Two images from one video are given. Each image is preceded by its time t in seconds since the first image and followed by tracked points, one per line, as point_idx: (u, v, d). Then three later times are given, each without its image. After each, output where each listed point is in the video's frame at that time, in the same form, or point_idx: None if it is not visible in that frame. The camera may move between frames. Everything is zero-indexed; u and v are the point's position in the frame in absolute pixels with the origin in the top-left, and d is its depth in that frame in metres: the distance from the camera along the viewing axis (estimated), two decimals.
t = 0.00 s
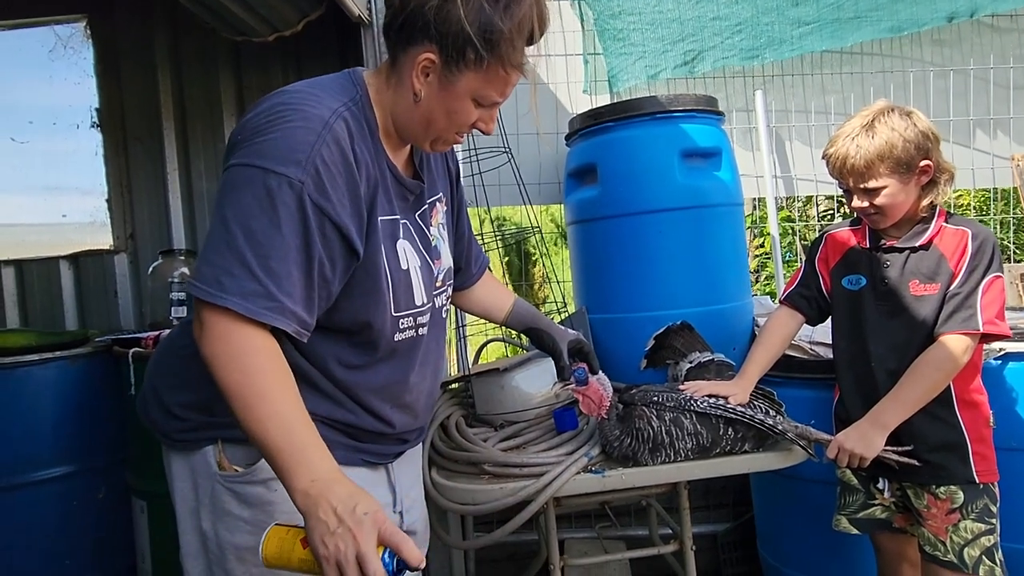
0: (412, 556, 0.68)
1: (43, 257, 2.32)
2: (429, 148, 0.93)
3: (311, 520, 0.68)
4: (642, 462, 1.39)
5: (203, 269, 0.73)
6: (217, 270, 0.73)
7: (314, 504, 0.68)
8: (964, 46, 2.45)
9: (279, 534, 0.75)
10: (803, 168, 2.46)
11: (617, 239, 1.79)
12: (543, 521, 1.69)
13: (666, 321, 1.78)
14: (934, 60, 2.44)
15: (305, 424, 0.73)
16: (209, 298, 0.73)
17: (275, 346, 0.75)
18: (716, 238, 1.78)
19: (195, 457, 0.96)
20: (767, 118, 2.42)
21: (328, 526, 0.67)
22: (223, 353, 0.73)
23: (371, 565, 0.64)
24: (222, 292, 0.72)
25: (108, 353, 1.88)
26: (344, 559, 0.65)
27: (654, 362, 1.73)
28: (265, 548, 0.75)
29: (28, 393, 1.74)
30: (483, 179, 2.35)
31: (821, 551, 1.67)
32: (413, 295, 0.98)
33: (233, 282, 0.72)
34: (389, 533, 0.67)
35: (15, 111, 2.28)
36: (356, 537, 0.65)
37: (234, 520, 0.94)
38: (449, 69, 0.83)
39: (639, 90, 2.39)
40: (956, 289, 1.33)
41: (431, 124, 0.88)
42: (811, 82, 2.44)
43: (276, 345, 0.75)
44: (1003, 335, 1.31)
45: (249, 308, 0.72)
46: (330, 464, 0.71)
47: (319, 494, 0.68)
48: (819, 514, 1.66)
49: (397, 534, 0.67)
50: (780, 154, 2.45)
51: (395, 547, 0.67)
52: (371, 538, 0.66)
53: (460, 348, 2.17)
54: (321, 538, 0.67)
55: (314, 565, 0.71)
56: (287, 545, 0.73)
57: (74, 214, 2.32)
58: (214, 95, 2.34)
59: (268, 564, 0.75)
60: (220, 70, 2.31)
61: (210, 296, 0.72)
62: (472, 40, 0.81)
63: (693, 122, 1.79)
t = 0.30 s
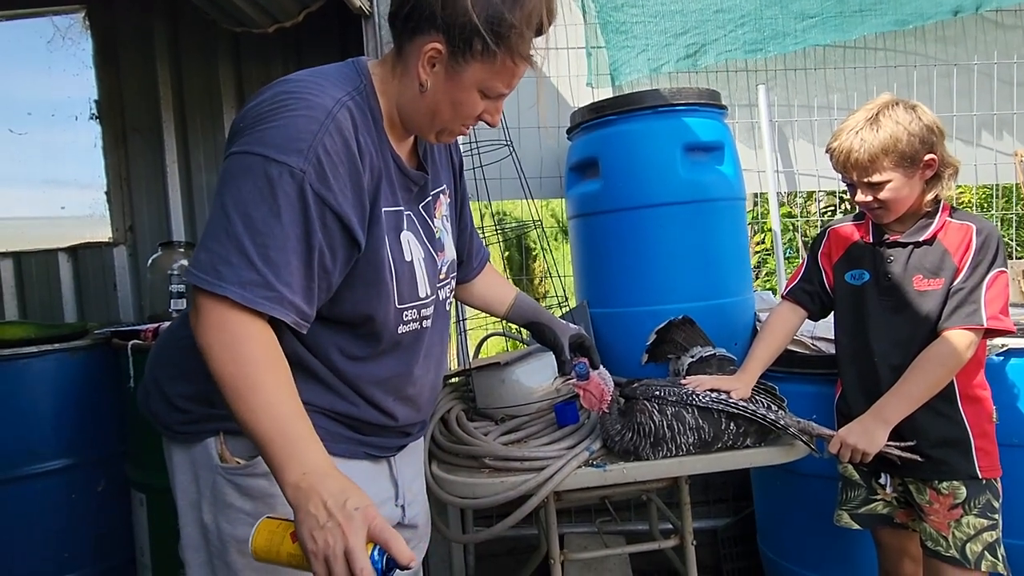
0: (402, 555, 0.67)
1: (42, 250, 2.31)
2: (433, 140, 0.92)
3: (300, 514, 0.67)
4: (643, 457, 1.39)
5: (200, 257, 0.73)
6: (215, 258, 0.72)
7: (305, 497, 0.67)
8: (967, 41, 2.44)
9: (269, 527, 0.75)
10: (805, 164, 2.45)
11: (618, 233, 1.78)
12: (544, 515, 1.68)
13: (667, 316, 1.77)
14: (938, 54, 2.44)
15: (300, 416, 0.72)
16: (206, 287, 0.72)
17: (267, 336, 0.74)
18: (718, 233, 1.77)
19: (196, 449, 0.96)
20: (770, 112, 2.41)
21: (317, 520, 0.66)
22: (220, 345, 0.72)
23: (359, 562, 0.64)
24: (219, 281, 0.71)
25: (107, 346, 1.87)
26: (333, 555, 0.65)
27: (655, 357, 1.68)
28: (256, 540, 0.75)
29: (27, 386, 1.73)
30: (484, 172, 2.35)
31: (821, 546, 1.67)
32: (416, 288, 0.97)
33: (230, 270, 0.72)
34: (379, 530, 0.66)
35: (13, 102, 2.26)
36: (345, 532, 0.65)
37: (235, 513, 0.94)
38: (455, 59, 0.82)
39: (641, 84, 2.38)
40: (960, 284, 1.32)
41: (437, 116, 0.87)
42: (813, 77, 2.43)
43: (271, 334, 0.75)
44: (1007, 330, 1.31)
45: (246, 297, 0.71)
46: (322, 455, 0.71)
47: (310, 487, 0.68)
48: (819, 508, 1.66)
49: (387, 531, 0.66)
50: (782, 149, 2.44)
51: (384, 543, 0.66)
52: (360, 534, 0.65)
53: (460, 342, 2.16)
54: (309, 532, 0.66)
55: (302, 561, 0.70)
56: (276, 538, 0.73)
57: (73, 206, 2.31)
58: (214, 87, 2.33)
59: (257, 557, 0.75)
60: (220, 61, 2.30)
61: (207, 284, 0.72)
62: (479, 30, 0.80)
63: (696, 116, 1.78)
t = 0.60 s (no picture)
0: (382, 558, 0.65)
1: (32, 243, 2.29)
2: (430, 134, 0.91)
3: (278, 513, 0.66)
4: (636, 454, 1.38)
5: (189, 247, 0.72)
6: (204, 248, 0.71)
7: (283, 495, 0.66)
8: (965, 40, 2.44)
9: (243, 527, 0.74)
10: (802, 161, 2.45)
11: (614, 230, 1.77)
12: (536, 512, 1.68)
13: (662, 313, 1.77)
14: (936, 52, 2.44)
15: (285, 415, 0.71)
16: (193, 277, 0.71)
17: (255, 331, 0.73)
18: (714, 230, 1.77)
19: (186, 444, 0.94)
20: (766, 108, 2.40)
21: (295, 518, 0.65)
22: (208, 341, 0.71)
23: (337, 562, 0.63)
24: (207, 271, 0.70)
25: (97, 339, 1.86)
26: (310, 554, 0.64)
27: (649, 354, 1.67)
28: (229, 541, 0.74)
29: (16, 379, 1.71)
30: (479, 168, 2.33)
31: (814, 544, 1.67)
32: (411, 283, 0.96)
33: (219, 261, 0.71)
34: (358, 530, 0.66)
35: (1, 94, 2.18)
36: (324, 531, 0.64)
37: (225, 509, 0.92)
38: (453, 52, 0.81)
39: (637, 79, 2.37)
40: (955, 283, 1.32)
41: (434, 109, 0.86)
42: (810, 73, 2.43)
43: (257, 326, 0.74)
44: (1002, 330, 1.30)
45: (234, 289, 0.70)
46: (302, 451, 0.70)
47: (289, 484, 0.67)
48: (812, 507, 1.66)
49: (367, 531, 0.65)
50: (779, 146, 2.44)
51: (365, 544, 0.65)
52: (339, 533, 0.64)
53: (454, 338, 2.15)
54: (287, 530, 0.65)
55: (278, 562, 0.70)
56: (252, 540, 0.72)
57: (64, 199, 2.27)
58: (208, 79, 2.31)
59: (229, 558, 0.73)
60: (212, 51, 2.28)
61: (195, 275, 0.70)
62: (479, 23, 0.79)
63: (692, 112, 1.77)
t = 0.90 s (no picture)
0: (380, 544, 0.67)
1: (22, 236, 2.30)
2: (428, 129, 0.90)
3: (272, 504, 0.66)
4: (628, 452, 1.38)
5: (182, 237, 0.71)
6: (196, 239, 0.71)
7: (277, 486, 0.66)
8: (958, 42, 2.46)
9: (235, 523, 0.74)
10: (796, 160, 2.46)
11: (608, 227, 1.78)
12: (528, 509, 1.68)
13: (656, 310, 1.77)
14: (929, 54, 2.45)
15: (279, 411, 0.71)
16: (184, 267, 0.71)
17: (251, 324, 0.73)
18: (708, 228, 1.77)
19: (179, 438, 0.94)
20: (761, 107, 2.41)
21: (291, 508, 0.65)
22: (200, 337, 0.70)
23: (336, 549, 0.63)
24: (200, 262, 0.70)
25: (86, 332, 1.84)
26: (308, 543, 0.63)
27: (641, 351, 1.68)
28: (220, 537, 0.73)
29: (6, 371, 1.70)
30: (473, 164, 2.32)
31: (804, 543, 1.67)
32: (406, 278, 0.96)
33: (212, 252, 0.70)
34: (356, 517, 0.66)
35: None
36: (322, 519, 0.64)
37: (218, 503, 0.92)
38: (453, 46, 0.80)
39: (634, 74, 2.38)
40: (947, 283, 1.32)
41: (433, 104, 0.86)
42: (805, 73, 2.43)
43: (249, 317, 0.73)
44: (993, 330, 1.31)
45: (227, 280, 0.70)
46: (293, 444, 0.69)
47: (283, 475, 0.67)
48: (803, 505, 1.66)
49: (364, 519, 0.66)
50: (773, 145, 2.45)
51: (362, 532, 0.66)
52: (336, 522, 0.64)
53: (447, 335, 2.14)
54: (283, 521, 0.65)
55: (274, 555, 0.70)
56: (244, 536, 0.72)
57: (55, 191, 2.25)
58: (202, 73, 2.29)
59: (220, 555, 0.73)
60: (207, 44, 2.26)
61: (187, 265, 0.70)
62: (480, 19, 0.79)
63: (687, 110, 1.77)
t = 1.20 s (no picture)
0: (368, 538, 0.65)
1: (13, 225, 2.28)
2: (429, 122, 0.90)
3: (262, 493, 0.67)
4: (621, 447, 1.39)
5: (179, 223, 0.71)
6: (194, 225, 0.71)
7: (270, 475, 0.67)
8: (955, 43, 2.47)
9: (227, 508, 0.75)
10: (791, 158, 2.46)
11: (604, 223, 1.78)
12: (520, 504, 1.68)
13: (650, 307, 1.77)
14: (925, 54, 2.46)
15: (273, 397, 0.71)
16: (181, 253, 0.70)
17: (247, 313, 0.72)
18: (703, 225, 1.77)
19: (173, 428, 0.94)
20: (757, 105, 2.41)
21: (281, 499, 0.66)
22: (197, 325, 0.70)
23: (323, 541, 0.63)
24: (197, 248, 0.70)
25: (78, 322, 1.83)
26: (295, 535, 0.64)
27: (635, 348, 1.67)
28: (213, 522, 0.74)
29: None
30: (470, 158, 2.31)
31: (794, 540, 1.68)
32: (404, 270, 0.95)
33: (209, 239, 0.70)
34: (345, 510, 0.66)
35: None
36: (310, 511, 0.64)
37: (211, 493, 0.92)
38: (457, 40, 0.80)
39: (632, 70, 2.37)
40: (940, 283, 1.33)
41: (435, 97, 0.85)
42: (802, 71, 2.44)
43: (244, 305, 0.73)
44: (985, 330, 1.32)
45: (224, 267, 0.70)
46: (286, 433, 0.69)
47: (274, 464, 0.67)
48: (794, 503, 1.67)
49: (353, 512, 0.66)
50: (769, 143, 2.45)
51: (350, 525, 0.65)
52: (325, 514, 0.65)
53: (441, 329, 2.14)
54: (271, 511, 0.66)
55: (262, 544, 0.70)
56: (232, 529, 0.73)
57: (48, 181, 2.24)
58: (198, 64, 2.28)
59: (211, 538, 0.74)
60: (203, 34, 2.25)
61: (184, 252, 0.70)
62: (484, 13, 0.79)
63: (684, 107, 1.77)
